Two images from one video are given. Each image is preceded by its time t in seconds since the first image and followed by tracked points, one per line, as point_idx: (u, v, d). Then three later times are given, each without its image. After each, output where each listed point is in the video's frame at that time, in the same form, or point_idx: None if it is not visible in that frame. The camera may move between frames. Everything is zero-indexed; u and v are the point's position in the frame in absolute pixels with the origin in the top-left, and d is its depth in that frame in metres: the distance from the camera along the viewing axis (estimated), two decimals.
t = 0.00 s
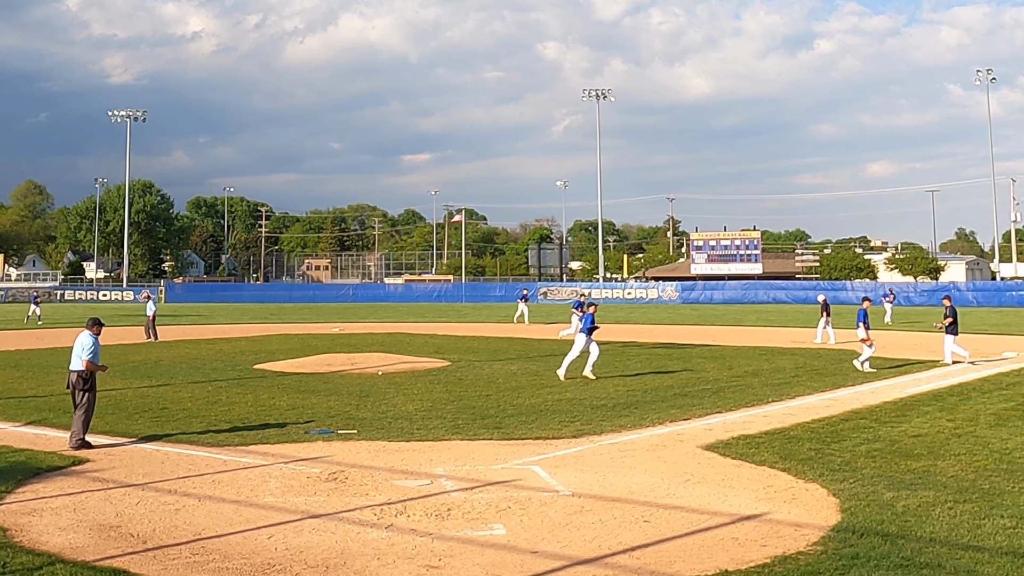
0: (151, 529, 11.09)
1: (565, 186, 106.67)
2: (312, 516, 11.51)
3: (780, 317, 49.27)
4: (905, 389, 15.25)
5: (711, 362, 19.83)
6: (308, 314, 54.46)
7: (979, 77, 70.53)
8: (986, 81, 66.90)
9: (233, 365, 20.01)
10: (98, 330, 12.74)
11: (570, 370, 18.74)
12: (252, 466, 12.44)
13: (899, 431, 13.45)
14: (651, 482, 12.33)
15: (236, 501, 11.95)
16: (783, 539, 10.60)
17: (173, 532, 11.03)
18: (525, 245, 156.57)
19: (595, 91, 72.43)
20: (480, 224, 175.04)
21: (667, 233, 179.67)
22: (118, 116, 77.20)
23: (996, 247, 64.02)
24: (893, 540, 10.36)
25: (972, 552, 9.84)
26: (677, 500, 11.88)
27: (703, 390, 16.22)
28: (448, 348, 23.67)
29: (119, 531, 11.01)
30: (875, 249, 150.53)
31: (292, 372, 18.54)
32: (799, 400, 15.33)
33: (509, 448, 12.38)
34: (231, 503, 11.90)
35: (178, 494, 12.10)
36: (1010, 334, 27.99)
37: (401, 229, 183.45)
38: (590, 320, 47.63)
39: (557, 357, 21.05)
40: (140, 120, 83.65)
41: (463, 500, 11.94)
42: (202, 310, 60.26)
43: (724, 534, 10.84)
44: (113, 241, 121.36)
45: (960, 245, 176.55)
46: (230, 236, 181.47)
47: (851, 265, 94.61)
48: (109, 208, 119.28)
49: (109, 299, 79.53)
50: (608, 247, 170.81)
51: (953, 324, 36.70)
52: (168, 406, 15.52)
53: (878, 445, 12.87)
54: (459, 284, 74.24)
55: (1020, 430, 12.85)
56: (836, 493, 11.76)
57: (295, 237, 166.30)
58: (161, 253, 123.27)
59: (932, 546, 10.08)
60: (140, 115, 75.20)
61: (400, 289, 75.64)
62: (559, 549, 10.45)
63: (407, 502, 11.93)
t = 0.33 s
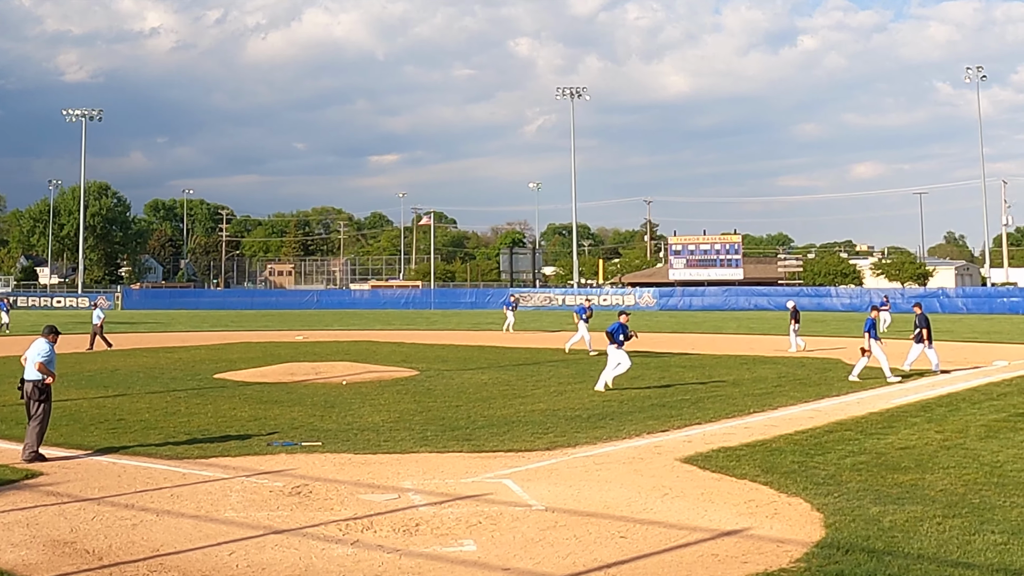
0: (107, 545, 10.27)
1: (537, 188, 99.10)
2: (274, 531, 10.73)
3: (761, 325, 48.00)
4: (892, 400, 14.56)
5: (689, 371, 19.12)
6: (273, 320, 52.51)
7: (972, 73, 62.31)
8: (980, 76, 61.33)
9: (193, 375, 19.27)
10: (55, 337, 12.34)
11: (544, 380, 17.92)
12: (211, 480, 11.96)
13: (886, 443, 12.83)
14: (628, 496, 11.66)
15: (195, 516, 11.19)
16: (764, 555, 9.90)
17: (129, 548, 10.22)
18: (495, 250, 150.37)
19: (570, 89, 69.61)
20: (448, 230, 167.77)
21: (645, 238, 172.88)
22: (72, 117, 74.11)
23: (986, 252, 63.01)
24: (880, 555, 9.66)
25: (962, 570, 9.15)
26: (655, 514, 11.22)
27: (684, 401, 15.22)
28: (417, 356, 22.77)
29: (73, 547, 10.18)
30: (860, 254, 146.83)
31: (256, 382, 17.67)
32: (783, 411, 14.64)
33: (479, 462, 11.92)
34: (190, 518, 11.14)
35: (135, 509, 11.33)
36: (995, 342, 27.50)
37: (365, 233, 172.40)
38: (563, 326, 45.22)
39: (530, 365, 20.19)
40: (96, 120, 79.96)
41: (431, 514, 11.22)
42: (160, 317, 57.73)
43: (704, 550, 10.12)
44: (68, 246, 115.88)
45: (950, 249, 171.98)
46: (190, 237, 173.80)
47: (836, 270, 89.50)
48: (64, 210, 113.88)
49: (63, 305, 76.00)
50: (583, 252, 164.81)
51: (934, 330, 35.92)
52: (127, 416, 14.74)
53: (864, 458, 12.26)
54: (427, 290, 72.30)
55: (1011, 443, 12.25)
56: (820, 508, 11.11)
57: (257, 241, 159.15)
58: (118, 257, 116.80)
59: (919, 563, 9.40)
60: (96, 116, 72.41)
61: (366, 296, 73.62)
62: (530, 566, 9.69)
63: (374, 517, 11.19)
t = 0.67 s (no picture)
0: (60, 563, 9.37)
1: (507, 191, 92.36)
2: (234, 548, 9.85)
3: (741, 331, 46.63)
4: (877, 411, 13.88)
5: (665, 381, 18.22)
6: (231, 327, 50.19)
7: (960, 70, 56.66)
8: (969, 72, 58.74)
9: (149, 386, 18.40)
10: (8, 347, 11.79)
11: (513, 389, 16.85)
12: (168, 495, 11.28)
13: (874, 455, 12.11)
14: (603, 512, 10.86)
15: (152, 532, 10.31)
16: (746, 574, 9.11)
17: (83, 566, 9.31)
18: (464, 255, 140.74)
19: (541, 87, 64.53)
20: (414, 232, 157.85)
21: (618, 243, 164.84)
22: (26, 113, 70.54)
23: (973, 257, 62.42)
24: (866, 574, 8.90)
25: None
26: (631, 530, 10.41)
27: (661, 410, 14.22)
28: (381, 365, 21.71)
29: (24, 565, 9.27)
30: (845, 258, 142.02)
31: (214, 392, 16.48)
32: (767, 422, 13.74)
33: (447, 475, 11.43)
34: (146, 534, 10.25)
35: (89, 524, 10.46)
36: (974, 351, 27.10)
37: (329, 237, 165.01)
38: (532, 332, 42.74)
39: (500, 374, 19.13)
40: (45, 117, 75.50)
41: (398, 530, 10.38)
42: (113, 325, 54.52)
43: (682, 568, 9.31)
44: (19, 251, 109.42)
45: (934, 251, 168.29)
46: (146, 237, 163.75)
47: (818, 276, 86.30)
48: (15, 214, 107.29)
49: (12, 312, 71.77)
50: (555, 258, 156.36)
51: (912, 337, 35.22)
52: (79, 428, 13.80)
53: (849, 472, 11.55)
54: (394, 296, 68.51)
55: (1000, 456, 11.66)
56: (803, 524, 10.38)
57: (215, 245, 147.79)
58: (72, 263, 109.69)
59: None
60: (48, 114, 68.77)
61: (330, 302, 69.28)
62: None
63: (337, 533, 10.34)
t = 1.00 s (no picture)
0: None
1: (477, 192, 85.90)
2: (188, 566, 8.98)
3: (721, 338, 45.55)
4: (861, 424, 13.27)
5: (641, 391, 17.48)
6: (186, 336, 48.02)
7: (948, 66, 53.10)
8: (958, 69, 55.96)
9: (102, 398, 17.73)
10: None
11: (480, 401, 15.98)
12: (121, 512, 10.49)
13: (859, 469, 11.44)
14: (575, 528, 10.05)
15: (104, 549, 9.43)
16: None
17: None
18: (429, 260, 133.57)
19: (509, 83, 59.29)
20: (380, 236, 150.80)
21: (591, 247, 156.15)
22: None
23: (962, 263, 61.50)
24: None
25: None
26: (606, 547, 9.57)
27: (635, 423, 13.49)
28: (343, 377, 20.82)
29: None
30: (828, 263, 137.70)
31: (168, 403, 15.94)
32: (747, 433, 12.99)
33: (413, 491, 10.93)
34: (98, 551, 9.38)
35: (38, 542, 9.62)
36: (958, 361, 26.55)
37: (289, 241, 157.66)
38: (500, 340, 41.24)
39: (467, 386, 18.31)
40: None
41: (360, 548, 9.52)
42: (64, 334, 52.02)
43: None
44: None
45: (920, 256, 163.97)
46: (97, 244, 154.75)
47: (800, 282, 79.36)
48: None
49: None
50: (524, 264, 147.30)
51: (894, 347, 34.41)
52: (26, 441, 13.00)
53: (832, 487, 10.87)
54: (357, 303, 65.03)
55: (991, 470, 11.09)
56: (783, 541, 9.63)
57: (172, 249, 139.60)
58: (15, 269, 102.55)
59: None
60: None
61: (290, 309, 66.33)
62: None
63: (299, 550, 9.48)
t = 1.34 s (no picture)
0: None
1: (441, 195, 80.86)
2: None
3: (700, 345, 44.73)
4: (844, 438, 12.70)
5: (613, 404, 16.81)
6: (137, 347, 45.87)
7: (935, 64, 51.76)
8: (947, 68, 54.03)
9: (50, 411, 17.13)
10: None
11: (444, 413, 15.25)
12: (69, 529, 9.77)
13: (843, 484, 10.81)
14: (545, 546, 9.30)
15: (49, 569, 8.64)
16: None
17: None
18: (393, 265, 127.30)
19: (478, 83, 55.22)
20: (340, 241, 144.07)
21: (563, 251, 150.04)
22: None
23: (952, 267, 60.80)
24: None
25: None
26: (580, 564, 8.82)
27: (608, 436, 12.92)
28: (303, 389, 19.99)
29: None
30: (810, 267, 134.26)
31: (118, 416, 15.35)
32: (724, 446, 12.36)
33: (375, 508, 10.25)
34: (44, 571, 8.59)
35: None
36: (941, 371, 26.05)
37: (247, 246, 150.39)
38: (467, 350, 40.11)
39: (430, 399, 17.60)
40: None
41: (319, 567, 8.73)
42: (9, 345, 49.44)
43: None
44: None
45: (905, 260, 161.66)
46: (44, 251, 145.59)
47: (780, 289, 77.05)
48: None
49: None
50: (493, 269, 139.94)
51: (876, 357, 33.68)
52: None
53: (814, 504, 10.23)
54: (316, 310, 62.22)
55: (979, 485, 10.56)
56: (764, 559, 8.93)
57: (119, 255, 130.05)
58: None
59: None
60: None
61: (246, 317, 62.88)
62: None
63: (254, 569, 8.68)
